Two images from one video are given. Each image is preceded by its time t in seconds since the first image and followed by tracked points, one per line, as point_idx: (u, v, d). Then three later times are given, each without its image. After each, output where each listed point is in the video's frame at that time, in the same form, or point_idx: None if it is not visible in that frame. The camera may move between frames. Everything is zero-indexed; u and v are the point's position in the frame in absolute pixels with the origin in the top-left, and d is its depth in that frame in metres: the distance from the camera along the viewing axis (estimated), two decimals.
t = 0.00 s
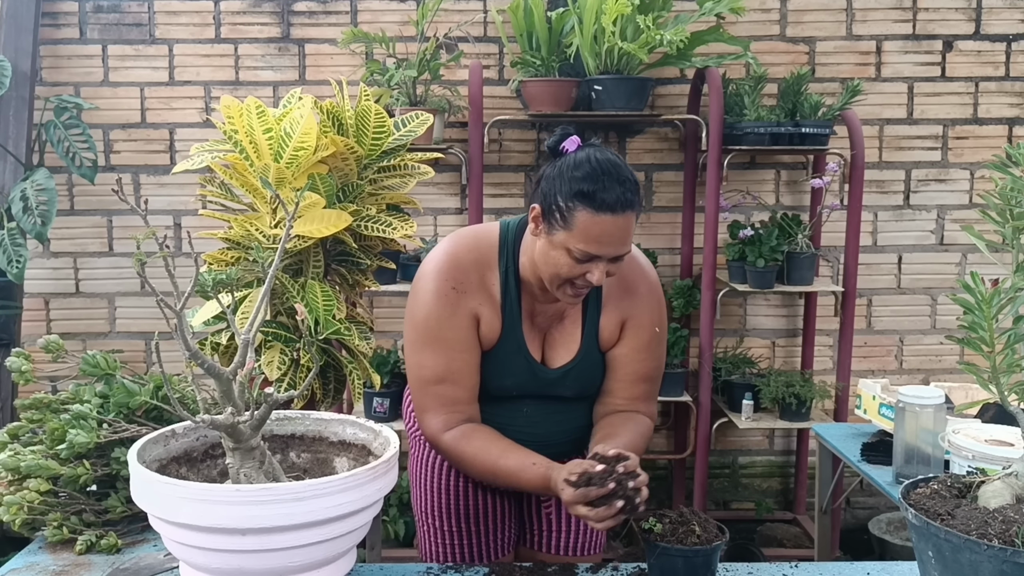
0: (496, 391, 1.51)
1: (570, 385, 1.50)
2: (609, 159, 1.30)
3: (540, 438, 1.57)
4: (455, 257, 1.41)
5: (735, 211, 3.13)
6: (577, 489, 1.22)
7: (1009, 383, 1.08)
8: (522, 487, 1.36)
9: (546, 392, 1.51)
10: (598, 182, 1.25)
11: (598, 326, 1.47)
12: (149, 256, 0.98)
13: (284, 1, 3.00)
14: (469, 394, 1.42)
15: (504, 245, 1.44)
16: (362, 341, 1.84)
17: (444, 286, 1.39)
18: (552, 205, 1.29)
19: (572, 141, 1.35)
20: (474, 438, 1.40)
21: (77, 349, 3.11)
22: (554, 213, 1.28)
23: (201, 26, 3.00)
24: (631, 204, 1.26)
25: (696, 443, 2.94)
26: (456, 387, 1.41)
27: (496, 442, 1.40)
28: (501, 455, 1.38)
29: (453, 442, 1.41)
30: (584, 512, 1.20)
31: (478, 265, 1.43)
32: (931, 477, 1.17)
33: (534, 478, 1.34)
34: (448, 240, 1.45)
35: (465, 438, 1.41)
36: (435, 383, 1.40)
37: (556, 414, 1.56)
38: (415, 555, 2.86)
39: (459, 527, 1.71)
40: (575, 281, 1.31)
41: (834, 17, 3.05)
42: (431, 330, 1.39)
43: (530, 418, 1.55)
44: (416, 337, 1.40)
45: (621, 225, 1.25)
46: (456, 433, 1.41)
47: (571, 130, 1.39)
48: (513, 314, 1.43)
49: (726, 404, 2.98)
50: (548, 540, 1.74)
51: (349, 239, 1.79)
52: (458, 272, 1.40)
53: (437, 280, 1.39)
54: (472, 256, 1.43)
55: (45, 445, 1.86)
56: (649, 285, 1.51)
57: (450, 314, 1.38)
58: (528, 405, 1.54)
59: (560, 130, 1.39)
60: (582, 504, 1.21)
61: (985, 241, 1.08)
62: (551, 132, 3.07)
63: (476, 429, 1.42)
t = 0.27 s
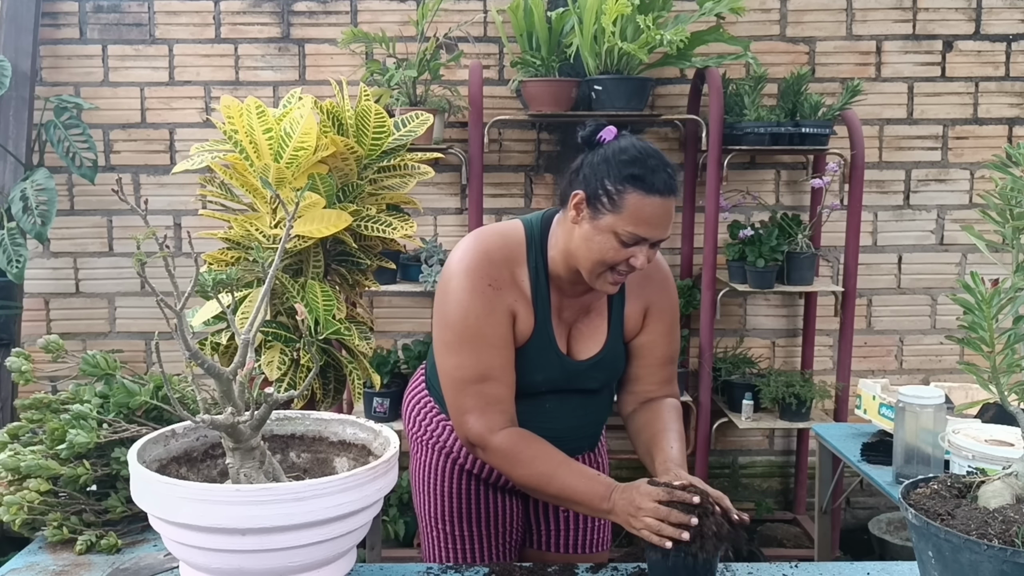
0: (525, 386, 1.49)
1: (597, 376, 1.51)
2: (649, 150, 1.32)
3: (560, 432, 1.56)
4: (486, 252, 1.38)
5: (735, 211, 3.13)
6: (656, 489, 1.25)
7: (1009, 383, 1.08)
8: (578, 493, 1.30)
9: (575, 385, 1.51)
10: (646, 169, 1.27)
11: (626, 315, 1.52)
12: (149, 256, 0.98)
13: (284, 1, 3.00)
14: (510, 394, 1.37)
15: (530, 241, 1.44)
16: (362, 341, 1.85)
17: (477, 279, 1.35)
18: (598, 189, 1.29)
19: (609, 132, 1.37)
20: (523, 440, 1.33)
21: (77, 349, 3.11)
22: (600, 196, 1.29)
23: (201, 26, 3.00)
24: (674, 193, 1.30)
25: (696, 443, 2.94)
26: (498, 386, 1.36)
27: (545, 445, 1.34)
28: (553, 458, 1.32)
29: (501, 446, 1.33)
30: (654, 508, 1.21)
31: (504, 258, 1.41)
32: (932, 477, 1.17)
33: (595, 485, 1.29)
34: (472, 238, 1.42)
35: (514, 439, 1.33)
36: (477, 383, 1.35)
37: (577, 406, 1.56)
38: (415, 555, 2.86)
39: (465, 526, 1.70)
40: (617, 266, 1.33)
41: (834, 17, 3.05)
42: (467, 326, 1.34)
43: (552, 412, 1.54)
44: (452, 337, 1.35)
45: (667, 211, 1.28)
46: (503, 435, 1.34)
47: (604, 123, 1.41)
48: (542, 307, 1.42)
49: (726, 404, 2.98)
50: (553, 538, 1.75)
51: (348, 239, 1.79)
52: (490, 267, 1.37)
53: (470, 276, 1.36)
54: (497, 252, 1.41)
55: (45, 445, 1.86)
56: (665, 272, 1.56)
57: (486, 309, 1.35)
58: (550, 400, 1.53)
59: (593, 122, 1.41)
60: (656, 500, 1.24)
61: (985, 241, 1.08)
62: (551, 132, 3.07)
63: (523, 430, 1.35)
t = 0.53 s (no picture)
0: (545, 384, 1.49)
1: (614, 374, 1.52)
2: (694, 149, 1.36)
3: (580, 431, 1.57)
4: (521, 244, 1.36)
5: (735, 211, 3.13)
6: (646, 509, 1.22)
7: (1009, 383, 1.08)
8: (572, 500, 1.29)
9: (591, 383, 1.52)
10: (699, 167, 1.31)
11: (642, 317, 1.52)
12: (149, 256, 0.98)
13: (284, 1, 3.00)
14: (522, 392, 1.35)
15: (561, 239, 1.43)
16: (363, 341, 1.85)
17: (511, 272, 1.33)
18: (654, 183, 1.30)
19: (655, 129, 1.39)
20: (527, 440, 1.32)
21: (77, 349, 3.11)
22: (657, 190, 1.30)
23: (201, 26, 3.00)
24: (718, 191, 1.34)
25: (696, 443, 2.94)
26: (512, 383, 1.34)
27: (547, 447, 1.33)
28: (552, 460, 1.31)
29: (502, 442, 1.32)
30: (647, 533, 1.19)
31: (536, 253, 1.39)
32: (932, 477, 1.17)
33: (589, 494, 1.28)
34: (502, 229, 1.39)
35: (515, 437, 1.32)
36: (492, 377, 1.32)
37: (595, 404, 1.57)
38: (415, 554, 2.86)
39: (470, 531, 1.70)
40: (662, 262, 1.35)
41: (834, 17, 3.05)
42: (493, 320, 1.31)
43: (572, 411, 1.54)
44: (473, 327, 1.32)
45: (712, 209, 1.32)
46: (506, 433, 1.32)
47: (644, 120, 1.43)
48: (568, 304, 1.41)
49: (726, 404, 2.98)
50: (558, 538, 1.76)
51: (348, 239, 1.79)
52: (522, 261, 1.35)
53: (504, 266, 1.33)
54: (528, 246, 1.38)
55: (45, 445, 1.86)
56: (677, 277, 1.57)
57: (515, 304, 1.32)
58: (572, 399, 1.53)
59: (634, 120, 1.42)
60: (648, 522, 1.21)
61: (985, 241, 1.08)
62: (551, 132, 3.07)
63: (527, 429, 1.33)
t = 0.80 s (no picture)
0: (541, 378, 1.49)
1: (605, 367, 1.53)
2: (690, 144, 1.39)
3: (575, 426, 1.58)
4: (519, 237, 1.37)
5: (735, 211, 3.14)
6: (628, 508, 1.20)
7: (1009, 382, 1.08)
8: (557, 488, 1.30)
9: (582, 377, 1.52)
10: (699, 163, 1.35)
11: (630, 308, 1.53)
12: (149, 256, 0.98)
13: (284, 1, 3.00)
14: (514, 384, 1.36)
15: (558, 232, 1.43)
16: (363, 341, 1.85)
17: (510, 266, 1.33)
18: (659, 178, 1.32)
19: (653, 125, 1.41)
20: (517, 432, 1.33)
21: (77, 349, 3.11)
22: (665, 185, 1.31)
23: (201, 26, 3.00)
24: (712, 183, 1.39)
25: (696, 443, 2.94)
26: (505, 376, 1.34)
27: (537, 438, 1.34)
28: (539, 449, 1.32)
29: (491, 433, 1.33)
30: (629, 531, 1.17)
31: (533, 246, 1.38)
32: (931, 477, 1.17)
33: (574, 483, 1.29)
34: (500, 223, 1.39)
35: (503, 428, 1.33)
36: (487, 368, 1.32)
37: (587, 398, 1.58)
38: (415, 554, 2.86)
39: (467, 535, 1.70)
40: (665, 253, 1.38)
41: (834, 17, 3.06)
42: (490, 313, 1.31)
43: (567, 406, 1.55)
44: (468, 319, 1.32)
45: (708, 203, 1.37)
46: (496, 424, 1.33)
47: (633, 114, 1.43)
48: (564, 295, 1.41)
49: (726, 404, 2.98)
50: (554, 536, 1.76)
51: (349, 239, 1.79)
52: (520, 254, 1.35)
53: (503, 259, 1.33)
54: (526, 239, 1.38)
55: (45, 445, 1.87)
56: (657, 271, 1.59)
57: (512, 298, 1.32)
58: (567, 395, 1.54)
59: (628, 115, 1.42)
60: (631, 522, 1.19)
61: (985, 241, 1.08)
62: (551, 132, 3.07)
63: (515, 420, 1.34)
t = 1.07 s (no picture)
0: (520, 364, 1.52)
1: (577, 352, 1.60)
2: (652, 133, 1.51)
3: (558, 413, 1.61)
4: (494, 220, 1.40)
5: (735, 211, 3.14)
6: (603, 464, 1.31)
7: (1009, 382, 1.08)
8: (527, 451, 1.33)
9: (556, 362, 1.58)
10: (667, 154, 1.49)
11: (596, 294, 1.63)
12: (149, 256, 0.98)
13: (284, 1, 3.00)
14: (479, 360, 1.36)
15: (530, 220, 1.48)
16: (362, 341, 1.85)
17: (483, 242, 1.36)
18: (639, 171, 1.44)
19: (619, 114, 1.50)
20: (481, 404, 1.34)
21: (77, 349, 3.11)
22: (645, 177, 1.44)
23: (201, 26, 3.00)
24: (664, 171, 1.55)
25: (696, 443, 2.94)
26: (469, 353, 1.35)
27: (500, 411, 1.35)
28: (503, 418, 1.34)
29: (455, 407, 1.33)
30: (602, 487, 1.29)
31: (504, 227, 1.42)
32: (931, 477, 1.17)
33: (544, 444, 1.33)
34: (473, 208, 1.42)
35: (465, 400, 1.33)
36: (452, 344, 1.33)
37: (562, 385, 1.63)
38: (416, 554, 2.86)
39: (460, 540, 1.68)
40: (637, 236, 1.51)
41: (834, 17, 3.06)
42: (461, 287, 1.32)
43: (547, 394, 1.58)
44: (436, 292, 1.33)
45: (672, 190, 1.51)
46: (459, 397, 1.33)
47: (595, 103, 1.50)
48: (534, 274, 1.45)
49: (726, 404, 2.98)
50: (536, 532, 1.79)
51: (349, 239, 1.79)
52: (490, 231, 1.38)
53: (479, 238, 1.36)
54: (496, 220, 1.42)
55: (45, 445, 1.87)
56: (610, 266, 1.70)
57: (483, 273, 1.34)
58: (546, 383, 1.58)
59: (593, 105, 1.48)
60: (604, 477, 1.30)
61: (985, 242, 1.08)
62: (551, 132, 3.07)
63: (477, 392, 1.35)
